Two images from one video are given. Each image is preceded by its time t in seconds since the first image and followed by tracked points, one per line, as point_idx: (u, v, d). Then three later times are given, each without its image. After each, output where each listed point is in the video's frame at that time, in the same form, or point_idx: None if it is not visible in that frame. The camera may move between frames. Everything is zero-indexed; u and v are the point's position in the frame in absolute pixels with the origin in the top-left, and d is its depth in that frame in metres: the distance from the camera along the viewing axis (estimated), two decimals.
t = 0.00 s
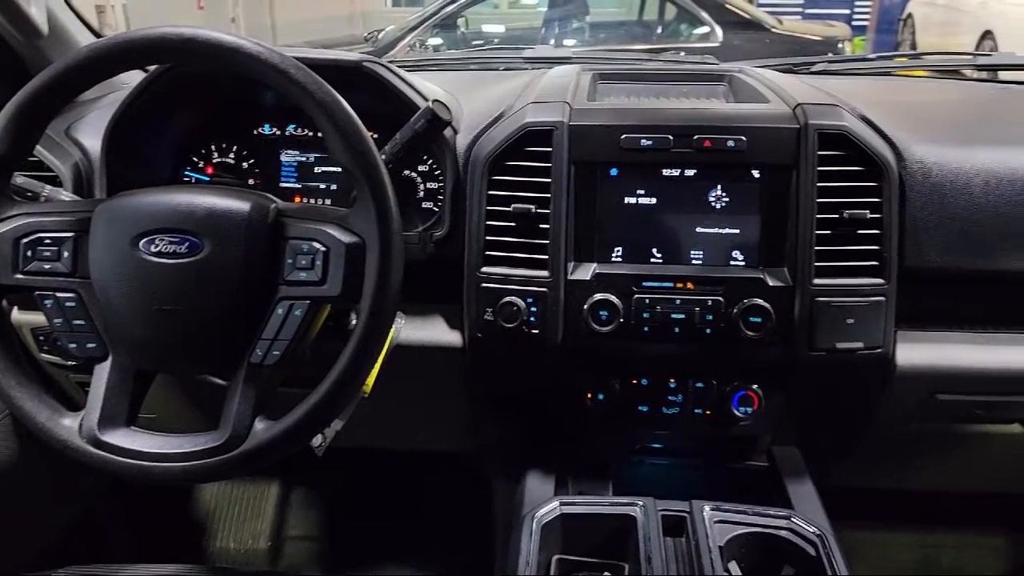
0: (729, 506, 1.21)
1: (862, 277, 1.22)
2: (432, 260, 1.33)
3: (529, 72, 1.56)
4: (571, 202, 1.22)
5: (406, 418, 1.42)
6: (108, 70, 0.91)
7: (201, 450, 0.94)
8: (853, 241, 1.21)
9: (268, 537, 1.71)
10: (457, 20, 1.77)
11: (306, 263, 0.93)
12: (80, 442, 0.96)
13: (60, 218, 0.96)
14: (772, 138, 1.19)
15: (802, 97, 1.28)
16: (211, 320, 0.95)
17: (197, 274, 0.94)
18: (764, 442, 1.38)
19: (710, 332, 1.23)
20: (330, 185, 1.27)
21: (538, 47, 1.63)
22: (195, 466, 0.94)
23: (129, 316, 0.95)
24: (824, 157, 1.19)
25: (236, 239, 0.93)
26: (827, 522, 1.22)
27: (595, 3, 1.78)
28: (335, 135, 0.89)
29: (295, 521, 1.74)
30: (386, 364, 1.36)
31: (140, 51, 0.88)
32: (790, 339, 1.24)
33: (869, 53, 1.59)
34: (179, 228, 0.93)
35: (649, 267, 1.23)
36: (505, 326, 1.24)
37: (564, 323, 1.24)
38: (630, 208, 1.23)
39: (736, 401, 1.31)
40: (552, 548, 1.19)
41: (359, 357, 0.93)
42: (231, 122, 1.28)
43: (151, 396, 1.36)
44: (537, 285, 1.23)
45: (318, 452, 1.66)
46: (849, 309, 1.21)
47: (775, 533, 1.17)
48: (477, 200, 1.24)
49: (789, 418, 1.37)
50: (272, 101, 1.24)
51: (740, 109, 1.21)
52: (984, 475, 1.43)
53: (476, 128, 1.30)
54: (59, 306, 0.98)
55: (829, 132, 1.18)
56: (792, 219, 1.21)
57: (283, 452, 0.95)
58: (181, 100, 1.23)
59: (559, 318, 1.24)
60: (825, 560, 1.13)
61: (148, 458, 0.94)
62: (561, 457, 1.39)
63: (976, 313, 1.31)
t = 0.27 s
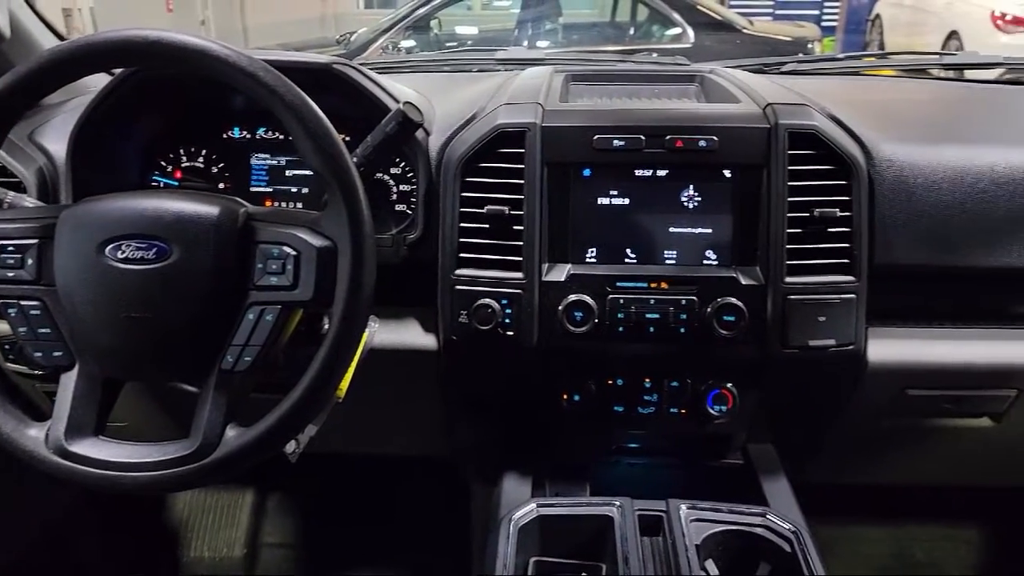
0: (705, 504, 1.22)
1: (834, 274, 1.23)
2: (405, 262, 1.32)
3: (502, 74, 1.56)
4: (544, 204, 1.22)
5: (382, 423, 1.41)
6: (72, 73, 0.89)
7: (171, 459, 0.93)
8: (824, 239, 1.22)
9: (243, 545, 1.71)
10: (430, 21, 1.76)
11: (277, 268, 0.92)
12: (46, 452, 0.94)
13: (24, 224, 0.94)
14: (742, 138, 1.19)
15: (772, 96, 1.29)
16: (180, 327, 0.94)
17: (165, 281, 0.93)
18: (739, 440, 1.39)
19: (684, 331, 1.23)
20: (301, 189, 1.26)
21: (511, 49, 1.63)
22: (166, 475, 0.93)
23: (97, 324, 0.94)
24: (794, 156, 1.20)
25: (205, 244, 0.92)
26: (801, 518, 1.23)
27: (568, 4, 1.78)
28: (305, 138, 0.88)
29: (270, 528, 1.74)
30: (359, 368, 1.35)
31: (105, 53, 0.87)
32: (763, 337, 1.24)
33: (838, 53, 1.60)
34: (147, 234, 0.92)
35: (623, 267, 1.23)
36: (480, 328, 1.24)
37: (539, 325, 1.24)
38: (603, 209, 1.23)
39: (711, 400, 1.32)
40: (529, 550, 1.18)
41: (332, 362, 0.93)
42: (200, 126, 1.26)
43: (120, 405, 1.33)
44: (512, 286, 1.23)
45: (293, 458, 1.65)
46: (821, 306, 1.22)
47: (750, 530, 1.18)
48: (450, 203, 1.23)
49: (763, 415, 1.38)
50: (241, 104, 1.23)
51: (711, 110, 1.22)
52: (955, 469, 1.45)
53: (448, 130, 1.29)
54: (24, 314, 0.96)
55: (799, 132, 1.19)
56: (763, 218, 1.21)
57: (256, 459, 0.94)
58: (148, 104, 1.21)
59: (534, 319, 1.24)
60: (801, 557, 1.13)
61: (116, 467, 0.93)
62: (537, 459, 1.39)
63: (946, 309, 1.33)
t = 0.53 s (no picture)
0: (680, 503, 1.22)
1: (804, 272, 1.24)
2: (377, 265, 1.31)
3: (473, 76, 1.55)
4: (516, 205, 1.22)
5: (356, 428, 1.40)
6: (34, 75, 0.88)
7: (137, 468, 0.92)
8: (794, 237, 1.23)
9: (217, 554, 1.68)
10: (402, 24, 1.75)
11: (244, 273, 0.92)
12: (9, 463, 0.93)
13: None
14: (712, 137, 1.20)
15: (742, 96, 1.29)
16: (146, 334, 0.93)
17: (129, 286, 0.92)
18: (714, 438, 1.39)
19: (657, 331, 1.24)
20: (270, 193, 1.25)
21: (482, 50, 1.63)
22: (133, 484, 0.92)
23: (60, 331, 0.93)
24: (763, 155, 1.20)
25: (170, 250, 0.92)
26: (776, 516, 1.23)
27: (541, 6, 1.77)
28: (272, 141, 0.87)
29: (244, 537, 1.73)
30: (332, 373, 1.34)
31: (66, 55, 0.86)
32: (735, 336, 1.25)
33: (808, 53, 1.61)
34: (110, 239, 0.91)
35: (596, 268, 1.23)
36: (453, 331, 1.23)
37: (512, 327, 1.24)
38: (575, 210, 1.23)
39: (685, 399, 1.32)
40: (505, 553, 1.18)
41: (302, 368, 0.92)
42: (167, 129, 1.25)
43: (87, 414, 1.32)
44: (485, 288, 1.22)
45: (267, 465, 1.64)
46: (792, 304, 1.23)
47: (725, 529, 1.18)
48: (422, 205, 1.22)
49: (738, 414, 1.38)
50: (207, 107, 1.22)
51: (681, 110, 1.22)
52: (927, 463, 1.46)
53: (419, 132, 1.28)
54: None
55: (769, 130, 1.20)
56: (734, 217, 1.22)
57: (226, 467, 0.93)
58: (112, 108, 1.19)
59: (507, 321, 1.23)
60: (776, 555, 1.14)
61: (80, 477, 0.92)
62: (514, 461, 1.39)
63: (916, 306, 1.34)
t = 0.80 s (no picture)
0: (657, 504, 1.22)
1: (777, 271, 1.24)
2: (350, 269, 1.30)
3: (445, 78, 1.55)
4: (490, 206, 1.21)
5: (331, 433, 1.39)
6: None
7: (104, 479, 0.91)
8: (766, 236, 1.23)
9: (191, 563, 1.67)
10: (376, 25, 1.76)
11: (213, 278, 0.91)
12: None
13: None
14: (684, 137, 1.20)
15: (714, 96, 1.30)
16: (112, 343, 0.92)
17: (94, 294, 0.91)
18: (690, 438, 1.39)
19: (632, 331, 1.24)
20: (241, 197, 1.23)
21: (455, 52, 1.62)
22: (100, 496, 0.91)
23: (23, 339, 0.92)
24: (735, 155, 1.21)
25: (135, 256, 0.91)
26: (752, 514, 1.23)
27: (514, 7, 1.76)
28: (240, 145, 0.86)
29: (219, 547, 1.70)
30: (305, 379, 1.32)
31: (28, 58, 0.84)
32: (710, 336, 1.25)
33: (779, 53, 1.62)
34: (75, 246, 0.90)
35: (570, 269, 1.23)
36: (427, 334, 1.23)
37: (487, 329, 1.23)
38: (549, 211, 1.23)
39: (661, 399, 1.32)
40: (482, 557, 1.17)
41: (274, 374, 0.91)
42: (134, 133, 1.23)
43: (52, 424, 1.29)
44: (459, 291, 1.21)
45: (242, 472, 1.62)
46: (766, 303, 1.24)
47: (703, 528, 1.18)
48: (394, 208, 1.22)
49: (713, 413, 1.39)
50: (176, 110, 1.20)
51: (653, 110, 1.22)
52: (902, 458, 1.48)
53: (391, 134, 1.27)
54: None
55: (741, 130, 1.20)
56: (707, 217, 1.22)
57: (197, 475, 0.92)
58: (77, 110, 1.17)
59: (482, 323, 1.23)
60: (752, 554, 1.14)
61: (46, 489, 0.91)
62: (490, 464, 1.38)
63: (888, 303, 1.35)
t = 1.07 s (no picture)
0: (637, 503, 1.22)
1: (753, 269, 1.25)
2: (325, 273, 1.29)
3: (419, 79, 1.54)
4: (466, 208, 1.21)
5: (308, 437, 1.38)
6: None
7: (75, 490, 0.90)
8: (741, 235, 1.24)
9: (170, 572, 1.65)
10: (350, 28, 1.76)
11: (184, 283, 0.90)
12: None
13: None
14: (659, 137, 1.20)
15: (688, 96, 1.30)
16: (83, 351, 0.92)
17: (64, 301, 0.90)
18: (668, 437, 1.40)
19: (609, 332, 1.24)
20: (215, 201, 1.22)
21: (430, 53, 1.62)
22: (71, 507, 0.90)
23: None
24: (710, 154, 1.21)
25: (105, 262, 0.90)
26: (731, 512, 1.24)
27: (490, 9, 1.74)
28: (211, 147, 0.85)
29: (195, 554, 1.68)
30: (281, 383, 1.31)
31: None
32: (686, 335, 1.26)
33: (753, 52, 1.63)
34: (43, 253, 0.89)
35: (547, 270, 1.23)
36: (404, 337, 1.22)
37: (464, 331, 1.23)
38: (525, 212, 1.23)
39: (639, 399, 1.32)
40: (462, 560, 1.17)
41: (248, 381, 0.90)
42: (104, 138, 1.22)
43: (19, 436, 1.28)
44: (436, 293, 1.21)
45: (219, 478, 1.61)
46: (742, 302, 1.24)
47: (682, 527, 1.18)
48: (370, 210, 1.21)
49: (691, 412, 1.39)
50: (147, 113, 1.19)
51: (627, 111, 1.23)
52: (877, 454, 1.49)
53: (365, 136, 1.27)
54: None
55: (715, 130, 1.20)
56: (683, 217, 1.23)
57: (171, 482, 0.91)
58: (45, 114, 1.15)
59: (459, 326, 1.22)
60: (731, 552, 1.14)
61: (16, 500, 0.90)
62: (469, 467, 1.37)
63: (862, 300, 1.36)
